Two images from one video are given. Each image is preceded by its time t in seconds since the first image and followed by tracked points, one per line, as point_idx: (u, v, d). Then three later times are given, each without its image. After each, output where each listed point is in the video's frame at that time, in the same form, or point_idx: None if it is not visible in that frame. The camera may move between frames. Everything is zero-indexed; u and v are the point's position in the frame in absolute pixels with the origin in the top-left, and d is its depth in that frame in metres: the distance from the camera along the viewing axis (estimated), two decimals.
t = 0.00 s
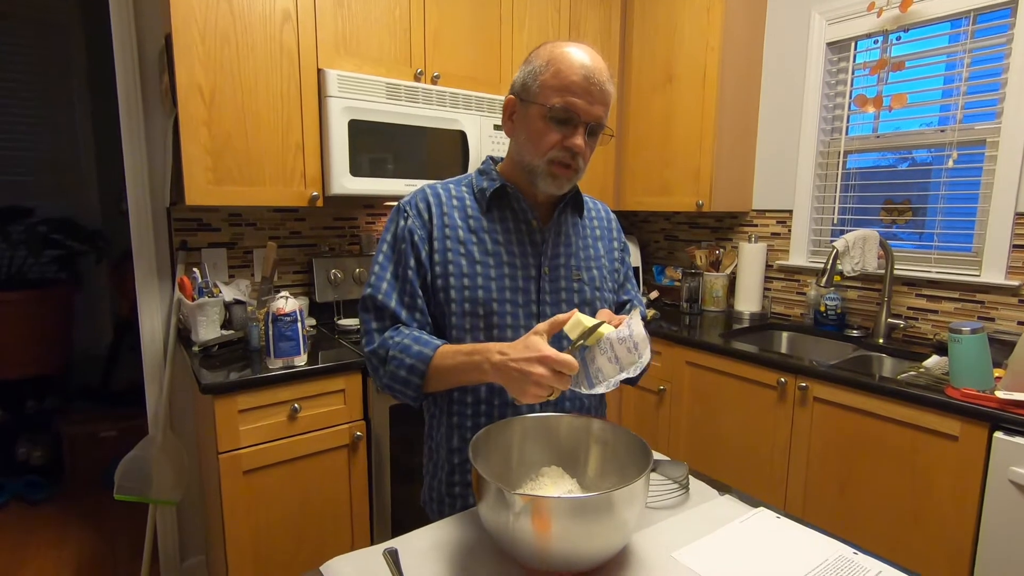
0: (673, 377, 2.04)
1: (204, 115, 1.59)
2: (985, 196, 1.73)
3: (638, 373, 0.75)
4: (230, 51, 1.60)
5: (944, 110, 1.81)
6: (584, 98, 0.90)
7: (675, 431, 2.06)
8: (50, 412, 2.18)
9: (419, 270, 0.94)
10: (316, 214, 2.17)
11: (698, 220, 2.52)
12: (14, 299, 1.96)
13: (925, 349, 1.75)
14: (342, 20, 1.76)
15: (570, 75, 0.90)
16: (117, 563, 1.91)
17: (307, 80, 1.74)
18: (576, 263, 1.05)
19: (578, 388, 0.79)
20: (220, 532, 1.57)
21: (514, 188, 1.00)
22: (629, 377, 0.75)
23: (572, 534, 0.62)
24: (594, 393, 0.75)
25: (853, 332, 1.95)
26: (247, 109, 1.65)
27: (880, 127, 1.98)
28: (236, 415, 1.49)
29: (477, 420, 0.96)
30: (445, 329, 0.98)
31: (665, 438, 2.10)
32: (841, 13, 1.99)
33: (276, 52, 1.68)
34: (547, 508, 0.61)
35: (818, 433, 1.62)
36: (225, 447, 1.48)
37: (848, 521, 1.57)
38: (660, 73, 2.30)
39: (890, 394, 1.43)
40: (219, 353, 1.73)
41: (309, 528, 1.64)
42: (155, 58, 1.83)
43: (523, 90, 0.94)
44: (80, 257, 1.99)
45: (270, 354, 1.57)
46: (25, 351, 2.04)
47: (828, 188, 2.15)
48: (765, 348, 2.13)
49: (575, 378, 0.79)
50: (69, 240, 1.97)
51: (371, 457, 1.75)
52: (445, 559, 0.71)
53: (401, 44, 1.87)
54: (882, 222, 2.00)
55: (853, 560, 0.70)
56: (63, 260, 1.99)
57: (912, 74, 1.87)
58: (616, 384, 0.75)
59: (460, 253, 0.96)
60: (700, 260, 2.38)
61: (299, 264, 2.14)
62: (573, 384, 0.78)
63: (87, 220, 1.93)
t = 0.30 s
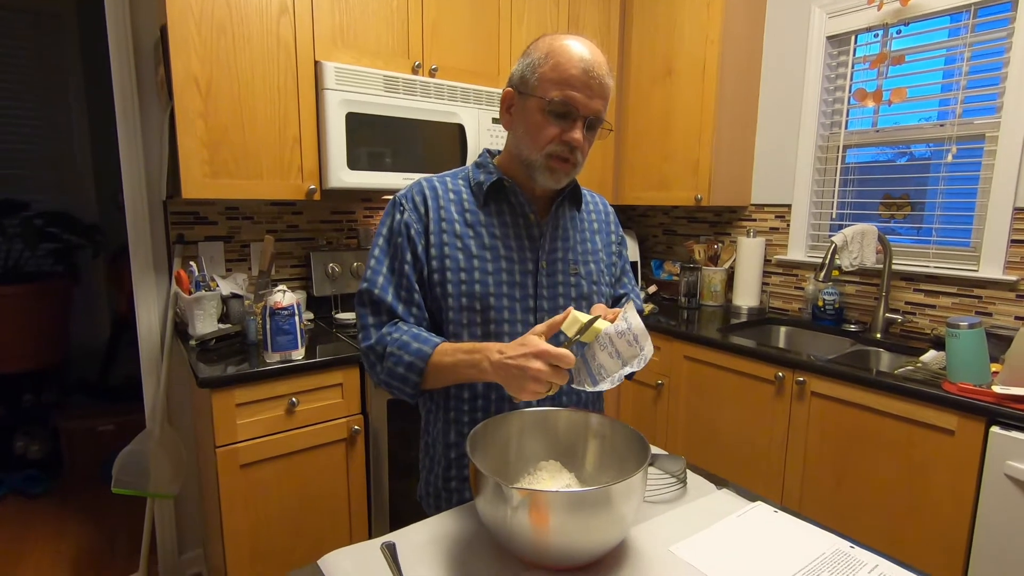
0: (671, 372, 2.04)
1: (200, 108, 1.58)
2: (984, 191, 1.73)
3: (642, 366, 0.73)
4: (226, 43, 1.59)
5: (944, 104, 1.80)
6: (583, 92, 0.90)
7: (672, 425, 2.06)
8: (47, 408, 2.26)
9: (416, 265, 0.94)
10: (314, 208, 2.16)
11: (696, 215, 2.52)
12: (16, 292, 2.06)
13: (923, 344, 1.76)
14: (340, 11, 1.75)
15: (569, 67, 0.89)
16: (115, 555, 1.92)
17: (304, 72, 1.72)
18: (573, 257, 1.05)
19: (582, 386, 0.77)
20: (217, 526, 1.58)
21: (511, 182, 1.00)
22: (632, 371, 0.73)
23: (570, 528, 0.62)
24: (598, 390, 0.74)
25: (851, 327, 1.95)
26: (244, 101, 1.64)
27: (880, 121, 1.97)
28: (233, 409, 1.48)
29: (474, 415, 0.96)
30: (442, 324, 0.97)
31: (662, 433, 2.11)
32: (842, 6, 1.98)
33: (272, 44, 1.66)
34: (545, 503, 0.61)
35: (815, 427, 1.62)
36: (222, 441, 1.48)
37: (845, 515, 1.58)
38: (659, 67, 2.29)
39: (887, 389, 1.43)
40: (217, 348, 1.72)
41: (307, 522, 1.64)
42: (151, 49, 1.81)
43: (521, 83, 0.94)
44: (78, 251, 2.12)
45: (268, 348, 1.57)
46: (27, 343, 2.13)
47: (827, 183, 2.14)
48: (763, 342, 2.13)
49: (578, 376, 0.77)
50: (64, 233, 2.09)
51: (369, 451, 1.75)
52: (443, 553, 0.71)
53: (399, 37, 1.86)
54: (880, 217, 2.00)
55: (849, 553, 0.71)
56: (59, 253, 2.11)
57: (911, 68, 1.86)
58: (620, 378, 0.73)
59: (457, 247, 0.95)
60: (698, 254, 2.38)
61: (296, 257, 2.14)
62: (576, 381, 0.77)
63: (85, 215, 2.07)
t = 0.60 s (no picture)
0: (668, 368, 2.05)
1: (197, 104, 1.57)
2: (981, 188, 1.73)
3: (641, 357, 0.73)
4: (223, 39, 1.59)
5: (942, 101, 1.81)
6: (580, 88, 0.90)
7: (670, 422, 2.07)
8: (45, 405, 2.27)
9: (412, 262, 0.94)
10: (312, 205, 2.16)
11: (694, 212, 2.52)
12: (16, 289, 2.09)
13: (919, 340, 1.76)
14: (337, 8, 1.75)
15: (565, 63, 0.89)
16: (113, 552, 1.92)
17: (301, 69, 1.72)
18: (570, 253, 1.05)
19: (582, 383, 0.76)
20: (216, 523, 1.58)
21: (507, 178, 1.00)
22: (632, 362, 0.73)
23: (567, 524, 0.62)
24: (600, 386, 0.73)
25: (848, 324, 1.96)
26: (241, 98, 1.64)
27: (877, 118, 1.98)
28: (231, 406, 1.48)
29: (472, 412, 0.96)
30: (439, 321, 0.97)
31: (660, 430, 2.11)
32: (840, 3, 1.98)
33: (269, 40, 1.66)
34: (542, 498, 0.62)
35: (812, 424, 1.63)
36: (220, 438, 1.48)
37: (842, 511, 1.59)
38: (657, 63, 2.29)
39: (883, 385, 1.44)
40: (214, 344, 1.73)
41: (305, 519, 1.64)
42: (148, 45, 1.81)
43: (518, 79, 0.94)
44: (75, 247, 2.13)
45: (266, 345, 1.57)
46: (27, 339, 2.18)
47: (824, 180, 2.15)
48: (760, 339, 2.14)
49: (576, 374, 0.76)
50: (60, 229, 2.11)
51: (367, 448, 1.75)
52: (441, 548, 0.71)
53: (396, 33, 1.86)
54: (877, 214, 2.01)
55: (845, 548, 0.71)
56: (56, 250, 2.13)
57: (909, 65, 1.87)
58: (620, 372, 0.74)
59: (454, 244, 0.95)
60: (696, 251, 2.38)
61: (294, 254, 2.14)
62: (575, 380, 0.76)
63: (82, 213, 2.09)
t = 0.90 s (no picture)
0: (667, 367, 2.05)
1: (196, 102, 1.57)
2: (979, 186, 1.73)
3: (641, 367, 0.72)
4: (221, 38, 1.58)
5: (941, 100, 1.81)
6: (577, 86, 0.90)
7: (669, 420, 2.07)
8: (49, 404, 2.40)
9: (411, 261, 0.94)
10: (311, 203, 2.15)
11: (693, 210, 2.52)
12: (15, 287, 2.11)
13: (917, 338, 1.77)
14: (336, 6, 1.74)
15: (563, 62, 0.89)
16: (112, 551, 1.92)
17: (300, 68, 1.72)
18: (568, 252, 1.05)
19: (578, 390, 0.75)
20: (215, 521, 1.58)
21: (505, 177, 1.00)
22: (631, 372, 0.72)
23: (566, 522, 0.63)
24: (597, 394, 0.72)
25: (846, 322, 1.96)
26: (239, 96, 1.64)
27: (876, 117, 1.98)
28: (230, 404, 1.48)
29: (471, 411, 0.97)
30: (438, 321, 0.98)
31: (659, 428, 2.12)
32: (839, 1, 1.98)
33: (268, 38, 1.66)
34: (541, 496, 0.62)
35: (811, 422, 1.63)
36: (220, 437, 1.48)
37: (840, 509, 1.59)
38: (656, 62, 2.29)
39: (881, 383, 1.44)
40: (213, 343, 1.71)
41: (305, 517, 1.65)
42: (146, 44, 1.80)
43: (516, 77, 0.94)
44: (73, 246, 2.21)
45: (265, 344, 1.57)
46: (26, 338, 2.20)
47: (823, 178, 2.15)
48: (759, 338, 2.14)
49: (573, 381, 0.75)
50: (58, 228, 2.18)
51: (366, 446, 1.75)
52: (440, 546, 0.71)
53: (395, 31, 1.86)
54: (876, 212, 2.01)
55: (843, 546, 0.71)
56: (54, 249, 2.19)
57: (908, 63, 1.87)
58: (618, 380, 0.73)
59: (452, 243, 0.95)
60: (695, 250, 2.39)
61: (293, 253, 2.14)
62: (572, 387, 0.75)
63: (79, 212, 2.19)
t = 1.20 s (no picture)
0: (666, 367, 2.05)
1: (194, 100, 1.57)
2: (977, 186, 1.74)
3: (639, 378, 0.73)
4: (219, 37, 1.58)
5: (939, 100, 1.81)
6: (575, 87, 0.90)
7: (668, 419, 2.07)
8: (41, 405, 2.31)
9: (409, 261, 0.94)
10: (310, 203, 2.15)
11: (691, 210, 2.52)
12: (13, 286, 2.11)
13: (915, 338, 1.77)
14: (335, 5, 1.74)
15: (561, 62, 0.89)
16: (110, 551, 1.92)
17: (298, 67, 1.72)
18: (567, 252, 1.05)
19: (576, 394, 0.77)
20: (214, 521, 1.58)
21: (503, 177, 1.00)
22: (628, 382, 0.73)
23: (564, 521, 0.63)
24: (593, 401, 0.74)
25: (844, 322, 1.96)
26: (237, 95, 1.63)
27: (874, 117, 1.99)
28: (229, 404, 1.48)
29: (469, 411, 0.97)
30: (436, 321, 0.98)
31: (658, 428, 2.12)
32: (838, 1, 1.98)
33: (266, 37, 1.65)
34: (538, 495, 0.62)
35: (809, 422, 1.63)
36: (218, 436, 1.48)
37: (839, 509, 1.59)
38: (655, 61, 2.29)
39: (879, 383, 1.45)
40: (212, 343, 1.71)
41: (303, 516, 1.65)
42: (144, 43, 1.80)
43: (514, 77, 0.94)
44: (72, 245, 2.22)
45: (264, 343, 1.56)
46: (25, 338, 2.20)
47: (821, 178, 2.15)
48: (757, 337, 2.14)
49: (571, 385, 0.77)
50: (58, 227, 2.19)
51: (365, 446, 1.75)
52: (438, 545, 0.72)
53: (394, 30, 1.86)
54: (874, 211, 2.02)
55: (840, 544, 0.71)
56: (53, 248, 2.19)
57: (906, 63, 1.87)
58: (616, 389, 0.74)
59: (450, 243, 0.96)
60: (694, 249, 2.39)
61: (292, 252, 2.14)
62: (570, 392, 0.77)
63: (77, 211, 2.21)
